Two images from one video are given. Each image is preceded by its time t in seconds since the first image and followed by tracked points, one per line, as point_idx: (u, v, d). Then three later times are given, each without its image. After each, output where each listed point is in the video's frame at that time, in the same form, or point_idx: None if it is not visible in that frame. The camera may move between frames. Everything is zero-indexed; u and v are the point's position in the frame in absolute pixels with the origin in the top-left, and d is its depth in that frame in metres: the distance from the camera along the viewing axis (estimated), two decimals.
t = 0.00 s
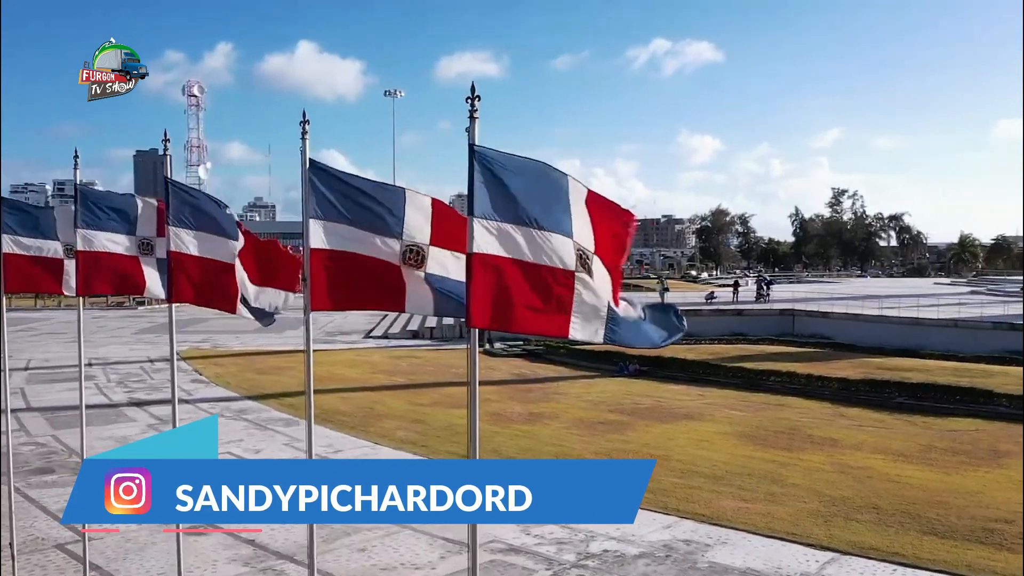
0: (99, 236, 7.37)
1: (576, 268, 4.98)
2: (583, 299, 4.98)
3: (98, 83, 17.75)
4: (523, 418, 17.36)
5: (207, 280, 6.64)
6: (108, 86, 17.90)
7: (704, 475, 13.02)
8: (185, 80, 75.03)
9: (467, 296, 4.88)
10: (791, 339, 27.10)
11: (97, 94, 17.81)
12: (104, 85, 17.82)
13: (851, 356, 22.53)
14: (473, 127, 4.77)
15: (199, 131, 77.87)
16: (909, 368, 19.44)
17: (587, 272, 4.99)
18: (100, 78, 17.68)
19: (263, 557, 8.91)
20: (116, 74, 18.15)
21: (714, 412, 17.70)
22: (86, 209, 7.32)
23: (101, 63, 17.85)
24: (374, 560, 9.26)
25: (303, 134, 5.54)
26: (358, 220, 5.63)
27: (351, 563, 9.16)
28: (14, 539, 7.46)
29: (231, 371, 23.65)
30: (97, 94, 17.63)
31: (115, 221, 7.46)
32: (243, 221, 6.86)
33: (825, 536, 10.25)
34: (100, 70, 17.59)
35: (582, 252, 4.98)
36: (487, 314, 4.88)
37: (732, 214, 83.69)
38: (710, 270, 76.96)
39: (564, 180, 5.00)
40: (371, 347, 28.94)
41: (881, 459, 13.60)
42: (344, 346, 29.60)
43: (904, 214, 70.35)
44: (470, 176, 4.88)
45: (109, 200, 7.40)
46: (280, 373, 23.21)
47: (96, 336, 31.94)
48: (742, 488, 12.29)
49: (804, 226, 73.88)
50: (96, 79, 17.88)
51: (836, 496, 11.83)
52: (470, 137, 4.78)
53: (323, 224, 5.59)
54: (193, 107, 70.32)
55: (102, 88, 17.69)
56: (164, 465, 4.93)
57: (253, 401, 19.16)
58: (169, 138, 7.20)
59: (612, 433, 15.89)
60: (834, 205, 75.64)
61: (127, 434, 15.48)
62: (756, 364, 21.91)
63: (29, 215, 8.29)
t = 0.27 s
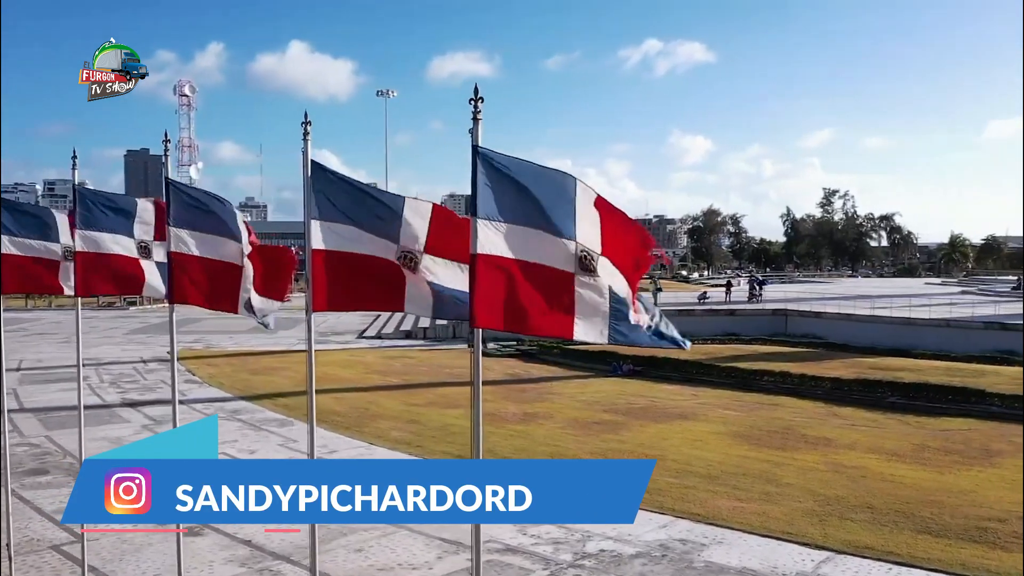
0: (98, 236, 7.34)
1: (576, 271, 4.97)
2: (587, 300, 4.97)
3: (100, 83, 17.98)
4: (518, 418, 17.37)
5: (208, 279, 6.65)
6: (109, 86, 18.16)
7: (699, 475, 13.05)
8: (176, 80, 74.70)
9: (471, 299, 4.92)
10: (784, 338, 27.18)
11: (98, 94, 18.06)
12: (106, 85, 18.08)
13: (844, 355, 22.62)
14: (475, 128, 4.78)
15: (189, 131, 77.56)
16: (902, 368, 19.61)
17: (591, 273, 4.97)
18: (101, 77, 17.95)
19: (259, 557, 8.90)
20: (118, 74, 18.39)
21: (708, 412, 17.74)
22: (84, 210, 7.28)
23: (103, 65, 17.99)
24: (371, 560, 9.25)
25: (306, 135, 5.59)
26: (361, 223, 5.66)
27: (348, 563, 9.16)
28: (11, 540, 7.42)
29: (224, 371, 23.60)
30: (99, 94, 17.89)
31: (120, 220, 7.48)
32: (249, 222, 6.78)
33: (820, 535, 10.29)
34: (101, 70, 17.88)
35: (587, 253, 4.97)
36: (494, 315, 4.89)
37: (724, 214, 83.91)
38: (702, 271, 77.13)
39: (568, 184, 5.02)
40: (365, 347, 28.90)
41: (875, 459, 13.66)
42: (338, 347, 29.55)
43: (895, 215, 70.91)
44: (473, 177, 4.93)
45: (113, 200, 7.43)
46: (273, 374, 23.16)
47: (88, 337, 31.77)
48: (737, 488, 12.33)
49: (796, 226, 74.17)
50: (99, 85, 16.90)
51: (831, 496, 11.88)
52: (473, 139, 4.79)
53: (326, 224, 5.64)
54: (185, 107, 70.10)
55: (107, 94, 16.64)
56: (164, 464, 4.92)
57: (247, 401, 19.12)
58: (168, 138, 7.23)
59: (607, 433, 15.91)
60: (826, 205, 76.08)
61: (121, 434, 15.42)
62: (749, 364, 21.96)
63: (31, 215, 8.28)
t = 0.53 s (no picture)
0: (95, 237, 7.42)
1: (581, 272, 4.99)
2: (590, 299, 4.98)
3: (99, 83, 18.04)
4: (513, 419, 17.38)
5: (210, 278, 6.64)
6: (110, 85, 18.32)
7: (694, 475, 13.08)
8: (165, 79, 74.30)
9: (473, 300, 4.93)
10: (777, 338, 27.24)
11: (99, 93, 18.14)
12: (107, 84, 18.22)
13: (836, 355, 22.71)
14: (479, 129, 4.80)
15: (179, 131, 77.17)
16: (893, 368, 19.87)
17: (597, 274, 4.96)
18: (101, 77, 18.03)
19: (256, 558, 8.89)
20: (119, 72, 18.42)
21: (702, 412, 17.77)
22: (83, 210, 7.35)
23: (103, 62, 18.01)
24: (369, 560, 9.25)
25: (309, 136, 5.63)
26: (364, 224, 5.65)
27: (346, 564, 9.15)
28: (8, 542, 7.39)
29: (218, 371, 23.54)
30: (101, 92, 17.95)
31: (121, 221, 7.52)
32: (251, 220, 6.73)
33: (816, 535, 10.34)
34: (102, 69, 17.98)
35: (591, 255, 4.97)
36: (497, 317, 4.91)
37: (715, 215, 84.13)
38: (694, 271, 77.28)
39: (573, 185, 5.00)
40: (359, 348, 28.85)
41: (868, 458, 13.72)
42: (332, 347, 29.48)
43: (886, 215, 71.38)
44: (477, 178, 4.95)
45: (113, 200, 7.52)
46: (268, 374, 23.11)
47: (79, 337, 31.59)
48: (732, 488, 12.36)
49: (787, 226, 74.44)
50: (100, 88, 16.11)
51: (826, 495, 11.92)
52: (477, 139, 4.81)
53: (328, 226, 5.65)
54: (176, 107, 69.84)
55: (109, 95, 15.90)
56: (164, 464, 4.90)
57: (241, 401, 19.07)
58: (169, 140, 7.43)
59: (601, 433, 15.93)
60: (817, 206, 76.44)
61: (115, 435, 15.37)
62: (742, 364, 22.01)
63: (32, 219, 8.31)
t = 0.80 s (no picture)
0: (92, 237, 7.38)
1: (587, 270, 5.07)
2: (595, 300, 5.08)
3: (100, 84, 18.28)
4: (506, 419, 17.39)
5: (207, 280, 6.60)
6: (110, 85, 18.54)
7: (688, 474, 13.13)
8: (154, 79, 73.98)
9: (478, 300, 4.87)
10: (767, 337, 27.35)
11: (100, 95, 18.37)
12: (108, 85, 18.49)
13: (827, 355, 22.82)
14: (483, 132, 4.82)
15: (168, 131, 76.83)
16: (883, 368, 20.12)
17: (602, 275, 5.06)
18: (100, 78, 18.31)
19: (252, 559, 8.86)
20: (119, 73, 18.77)
21: (694, 412, 17.82)
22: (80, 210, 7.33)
23: (104, 63, 18.26)
24: (365, 561, 9.24)
25: (310, 138, 5.65)
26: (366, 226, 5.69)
27: (341, 564, 9.14)
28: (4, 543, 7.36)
29: (210, 372, 23.44)
30: (101, 94, 18.30)
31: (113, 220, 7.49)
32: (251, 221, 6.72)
33: (809, 533, 10.39)
34: (102, 70, 18.23)
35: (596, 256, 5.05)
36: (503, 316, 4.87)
37: (705, 215, 84.44)
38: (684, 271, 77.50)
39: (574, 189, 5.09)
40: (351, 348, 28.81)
41: (860, 458, 13.79)
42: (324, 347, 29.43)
43: (874, 216, 71.95)
44: (482, 179, 4.92)
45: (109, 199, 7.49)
46: (260, 375, 23.03)
47: (69, 338, 31.41)
48: (726, 487, 12.41)
49: (777, 226, 74.82)
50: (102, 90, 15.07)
51: (818, 494, 11.98)
52: (481, 140, 4.82)
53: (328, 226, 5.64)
54: (165, 107, 69.60)
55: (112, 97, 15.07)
56: (164, 465, 4.89)
57: (234, 402, 19.01)
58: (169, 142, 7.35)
59: (595, 433, 15.96)
60: (806, 206, 76.96)
61: (107, 436, 15.29)
62: (734, 364, 22.07)
63: (29, 222, 8.42)
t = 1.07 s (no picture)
0: (90, 238, 7.46)
1: (589, 271, 5.12)
2: (597, 302, 5.13)
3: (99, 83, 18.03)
4: (501, 419, 17.40)
5: (207, 281, 6.61)
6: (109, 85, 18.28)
7: (683, 474, 13.15)
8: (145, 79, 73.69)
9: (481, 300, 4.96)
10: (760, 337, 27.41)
11: (96, 94, 18.20)
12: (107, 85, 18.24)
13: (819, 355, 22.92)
14: (486, 133, 4.86)
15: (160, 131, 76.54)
16: (875, 368, 20.20)
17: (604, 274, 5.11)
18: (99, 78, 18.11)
19: (249, 560, 8.85)
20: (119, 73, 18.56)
21: (688, 412, 17.87)
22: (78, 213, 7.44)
23: (104, 63, 18.08)
24: (362, 561, 9.23)
25: (312, 139, 5.65)
26: (370, 226, 5.72)
27: (339, 565, 9.13)
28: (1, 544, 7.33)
29: (203, 372, 23.35)
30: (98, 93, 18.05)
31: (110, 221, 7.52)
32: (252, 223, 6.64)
33: (805, 532, 10.43)
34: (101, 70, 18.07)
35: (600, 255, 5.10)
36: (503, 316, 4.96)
37: (697, 216, 84.72)
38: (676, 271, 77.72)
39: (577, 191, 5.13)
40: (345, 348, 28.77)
41: (854, 457, 13.85)
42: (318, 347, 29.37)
43: (865, 216, 72.47)
44: (484, 180, 4.96)
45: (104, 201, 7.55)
46: (254, 375, 22.96)
47: (61, 339, 31.24)
48: (721, 486, 12.45)
49: (768, 226, 75.16)
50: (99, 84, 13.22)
51: (813, 493, 12.03)
52: (484, 142, 4.86)
53: (330, 228, 5.62)
54: (156, 107, 69.41)
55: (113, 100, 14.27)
56: (164, 465, 4.89)
57: (228, 403, 18.95)
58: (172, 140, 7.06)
59: (590, 433, 15.97)
60: (798, 206, 77.32)
61: (101, 437, 15.22)
62: (727, 364, 22.14)
63: (27, 221, 8.42)
